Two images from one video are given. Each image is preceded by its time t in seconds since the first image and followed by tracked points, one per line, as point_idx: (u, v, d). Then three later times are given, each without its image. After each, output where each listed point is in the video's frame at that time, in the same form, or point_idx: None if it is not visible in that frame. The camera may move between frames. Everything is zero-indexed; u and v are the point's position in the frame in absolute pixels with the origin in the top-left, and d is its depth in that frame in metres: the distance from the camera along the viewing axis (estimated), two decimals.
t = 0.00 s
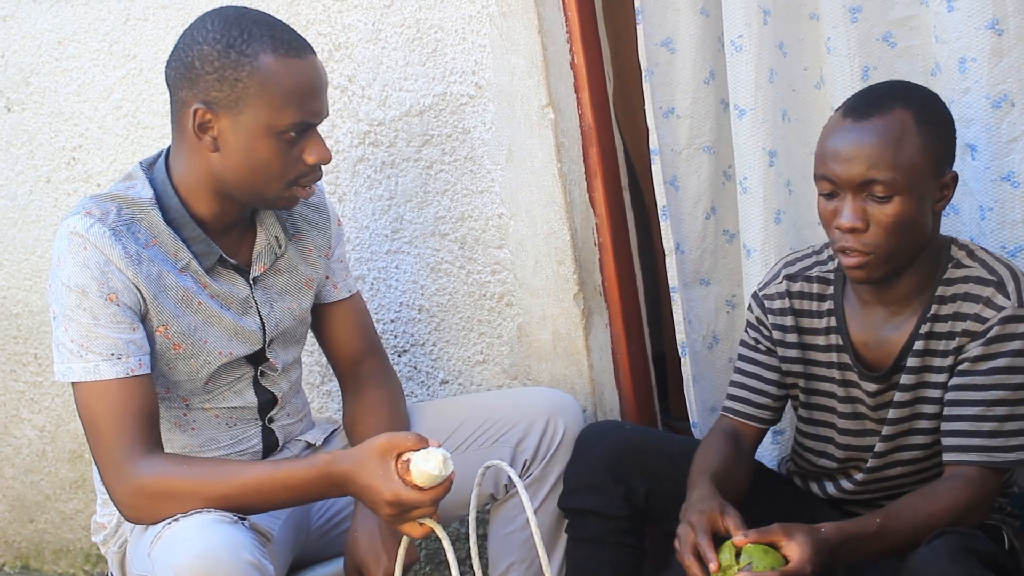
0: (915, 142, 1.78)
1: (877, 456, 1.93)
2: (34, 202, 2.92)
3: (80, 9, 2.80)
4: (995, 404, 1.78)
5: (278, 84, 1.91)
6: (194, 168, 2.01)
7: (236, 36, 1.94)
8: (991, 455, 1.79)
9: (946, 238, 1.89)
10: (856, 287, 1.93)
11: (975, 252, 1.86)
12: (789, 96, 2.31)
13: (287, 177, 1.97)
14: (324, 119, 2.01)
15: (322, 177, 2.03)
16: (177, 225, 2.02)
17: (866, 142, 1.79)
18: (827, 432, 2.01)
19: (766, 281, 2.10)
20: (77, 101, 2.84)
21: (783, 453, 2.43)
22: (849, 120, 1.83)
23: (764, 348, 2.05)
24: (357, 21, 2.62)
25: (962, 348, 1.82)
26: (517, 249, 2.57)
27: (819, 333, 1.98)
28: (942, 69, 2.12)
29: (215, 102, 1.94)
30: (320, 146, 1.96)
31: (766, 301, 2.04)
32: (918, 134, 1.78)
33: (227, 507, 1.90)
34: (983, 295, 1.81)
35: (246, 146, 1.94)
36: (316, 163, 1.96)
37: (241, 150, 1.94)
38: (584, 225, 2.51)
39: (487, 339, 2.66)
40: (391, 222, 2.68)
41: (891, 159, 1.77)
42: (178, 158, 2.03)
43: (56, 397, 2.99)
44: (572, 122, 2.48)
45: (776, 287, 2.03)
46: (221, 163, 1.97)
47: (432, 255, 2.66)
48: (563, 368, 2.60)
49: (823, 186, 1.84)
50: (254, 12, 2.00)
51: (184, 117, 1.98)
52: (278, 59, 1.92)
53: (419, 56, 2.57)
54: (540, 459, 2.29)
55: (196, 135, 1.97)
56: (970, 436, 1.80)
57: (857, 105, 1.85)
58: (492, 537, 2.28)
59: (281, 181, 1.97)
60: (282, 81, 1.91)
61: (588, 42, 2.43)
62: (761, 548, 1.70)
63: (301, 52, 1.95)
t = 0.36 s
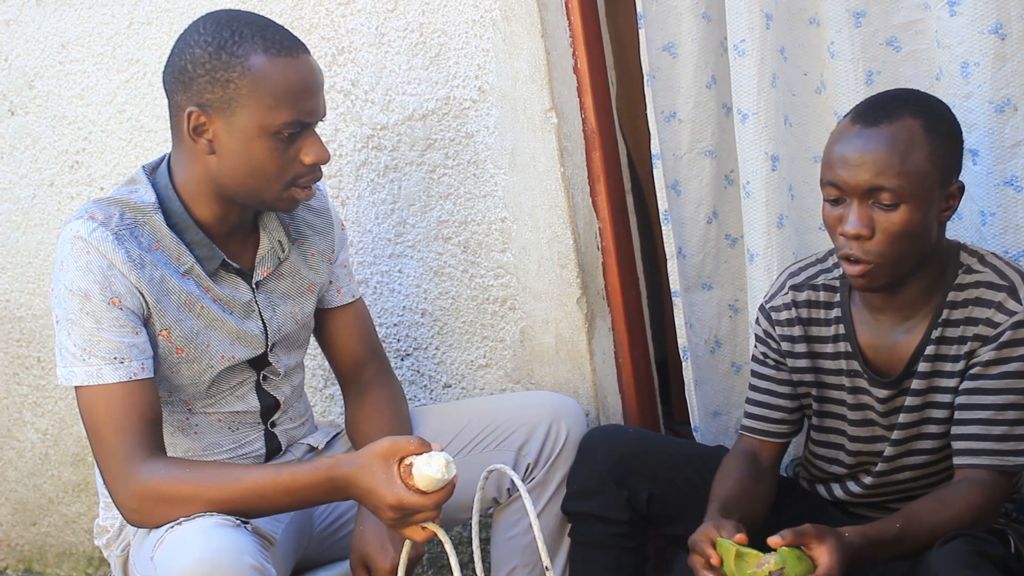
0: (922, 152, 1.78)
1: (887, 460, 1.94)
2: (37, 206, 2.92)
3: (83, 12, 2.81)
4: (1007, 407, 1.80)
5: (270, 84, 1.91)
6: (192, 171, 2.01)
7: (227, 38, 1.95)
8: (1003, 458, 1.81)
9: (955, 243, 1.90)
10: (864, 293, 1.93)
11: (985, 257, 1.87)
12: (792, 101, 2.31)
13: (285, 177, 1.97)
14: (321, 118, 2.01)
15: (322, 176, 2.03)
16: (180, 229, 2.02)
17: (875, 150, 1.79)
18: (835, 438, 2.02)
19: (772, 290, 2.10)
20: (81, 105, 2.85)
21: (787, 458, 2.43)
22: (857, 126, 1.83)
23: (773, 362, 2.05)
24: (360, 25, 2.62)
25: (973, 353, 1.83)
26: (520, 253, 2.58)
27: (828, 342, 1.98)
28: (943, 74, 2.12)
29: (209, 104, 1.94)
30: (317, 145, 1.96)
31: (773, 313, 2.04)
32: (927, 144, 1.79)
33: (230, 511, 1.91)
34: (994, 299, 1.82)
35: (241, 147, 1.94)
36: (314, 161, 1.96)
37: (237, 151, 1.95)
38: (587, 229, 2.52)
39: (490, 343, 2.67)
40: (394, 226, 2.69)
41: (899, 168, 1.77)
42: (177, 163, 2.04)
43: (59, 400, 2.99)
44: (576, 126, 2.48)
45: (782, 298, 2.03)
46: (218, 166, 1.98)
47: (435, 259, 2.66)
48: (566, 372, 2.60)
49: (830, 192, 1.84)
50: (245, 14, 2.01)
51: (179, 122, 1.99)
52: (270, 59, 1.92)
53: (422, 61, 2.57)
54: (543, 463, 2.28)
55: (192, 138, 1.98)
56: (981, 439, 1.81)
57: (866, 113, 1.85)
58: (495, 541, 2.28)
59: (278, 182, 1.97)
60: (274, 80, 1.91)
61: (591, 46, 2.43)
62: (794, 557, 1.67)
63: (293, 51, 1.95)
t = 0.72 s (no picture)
0: (918, 136, 1.84)
1: (887, 459, 1.96)
2: (42, 203, 2.92)
3: (89, 11, 2.81)
4: (1012, 409, 1.81)
5: (270, 78, 1.92)
6: (196, 168, 2.02)
7: (226, 33, 1.96)
8: (1008, 460, 1.82)
9: (961, 243, 1.91)
10: (867, 288, 1.95)
11: (991, 257, 1.88)
12: (799, 99, 2.31)
13: (287, 171, 1.96)
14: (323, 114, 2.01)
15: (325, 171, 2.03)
16: (184, 226, 2.02)
17: (868, 129, 1.86)
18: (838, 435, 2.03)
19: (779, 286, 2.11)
20: (87, 103, 2.85)
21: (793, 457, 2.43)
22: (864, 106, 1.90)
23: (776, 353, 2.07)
24: (366, 23, 2.62)
25: (977, 354, 1.84)
26: (526, 251, 2.58)
27: (832, 336, 2.00)
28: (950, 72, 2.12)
29: (209, 100, 1.95)
30: (319, 139, 1.96)
31: (779, 305, 2.05)
32: (926, 132, 1.84)
33: (235, 508, 1.91)
34: (998, 299, 1.83)
35: (242, 142, 1.94)
36: (316, 155, 1.96)
37: (237, 146, 1.95)
38: (593, 227, 2.52)
39: (495, 341, 2.67)
40: (399, 224, 2.69)
41: (887, 147, 1.84)
42: (180, 162, 2.05)
43: (65, 397, 2.99)
44: (581, 124, 2.48)
45: (790, 290, 2.04)
46: (220, 162, 1.98)
47: (441, 257, 2.66)
48: (572, 370, 2.60)
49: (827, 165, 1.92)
50: (245, 10, 2.02)
51: (182, 119, 2.00)
52: (269, 53, 1.93)
53: (428, 59, 2.57)
54: (548, 461, 2.28)
55: (194, 134, 1.99)
56: (987, 441, 1.83)
57: (878, 97, 1.91)
58: (500, 539, 2.28)
59: (280, 176, 1.97)
60: (273, 74, 1.92)
61: (597, 45, 2.43)
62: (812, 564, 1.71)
63: (293, 45, 1.95)
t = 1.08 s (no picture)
0: (930, 107, 1.93)
1: (908, 433, 1.96)
2: (47, 202, 2.92)
3: (93, 10, 2.81)
4: (1018, 384, 1.81)
5: (263, 69, 1.92)
6: (195, 163, 2.02)
7: (219, 27, 1.97)
8: (1013, 434, 1.81)
9: (982, 229, 1.95)
10: (885, 259, 2.03)
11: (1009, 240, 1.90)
12: (803, 98, 2.32)
13: (284, 162, 1.96)
14: (319, 105, 2.01)
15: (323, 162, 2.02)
16: (187, 224, 2.02)
17: (884, 99, 1.96)
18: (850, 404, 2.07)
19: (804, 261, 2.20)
20: (91, 102, 2.85)
21: (795, 455, 2.40)
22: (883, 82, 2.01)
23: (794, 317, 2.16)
24: (370, 22, 2.62)
25: (988, 329, 1.85)
26: (531, 250, 2.58)
27: (849, 304, 2.07)
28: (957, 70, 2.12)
29: (204, 93, 1.96)
30: (315, 129, 1.96)
31: (801, 271, 2.15)
32: (939, 102, 1.93)
33: (242, 507, 1.91)
34: (1010, 278, 1.84)
35: (237, 134, 1.94)
36: (313, 145, 1.95)
37: (234, 139, 1.95)
38: (599, 226, 2.52)
39: (500, 339, 2.67)
40: (404, 223, 2.69)
41: (901, 116, 1.94)
42: (181, 159, 2.05)
43: (70, 396, 3.00)
44: (587, 122, 2.48)
45: (812, 259, 2.14)
46: (217, 155, 1.98)
47: (446, 256, 2.66)
48: (577, 369, 2.61)
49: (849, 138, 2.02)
50: (235, 4, 2.02)
51: (178, 114, 2.00)
52: (262, 45, 1.93)
53: (433, 58, 2.57)
54: (554, 460, 2.27)
55: (191, 129, 1.99)
56: (990, 414, 1.82)
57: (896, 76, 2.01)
58: (506, 537, 2.29)
59: (278, 166, 1.96)
60: (266, 65, 1.92)
61: (602, 42, 2.42)
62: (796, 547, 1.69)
63: (286, 36, 1.95)
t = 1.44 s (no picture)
0: (928, 101, 1.97)
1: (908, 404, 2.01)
2: (53, 200, 2.92)
3: (99, 7, 2.81)
4: (1018, 342, 1.84)
5: (255, 60, 1.91)
6: (190, 156, 2.02)
7: (211, 18, 1.97)
8: (1015, 388, 1.82)
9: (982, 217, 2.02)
10: (890, 250, 2.08)
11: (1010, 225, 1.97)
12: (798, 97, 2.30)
13: (277, 153, 1.95)
14: (312, 96, 2.00)
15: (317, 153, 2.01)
16: (185, 219, 2.02)
17: (884, 97, 1.99)
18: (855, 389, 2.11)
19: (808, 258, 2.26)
20: (97, 99, 2.85)
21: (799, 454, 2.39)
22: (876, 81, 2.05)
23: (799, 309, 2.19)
24: (376, 19, 2.62)
25: (991, 297, 1.91)
26: (536, 248, 2.57)
27: (854, 294, 2.12)
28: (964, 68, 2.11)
29: (198, 84, 1.95)
30: (308, 120, 1.95)
31: (806, 266, 2.19)
32: (937, 96, 1.98)
33: (245, 504, 1.90)
34: (1012, 250, 1.91)
35: (230, 125, 1.94)
36: (306, 137, 1.95)
37: (226, 129, 1.94)
38: (604, 224, 2.50)
39: (506, 337, 2.67)
40: (410, 220, 2.69)
41: (903, 112, 1.98)
42: (178, 153, 2.05)
43: (75, 394, 2.99)
44: (592, 120, 2.46)
45: (815, 255, 2.19)
46: (212, 147, 1.98)
47: (451, 253, 2.66)
48: (582, 367, 2.60)
49: (850, 137, 2.05)
50: None
51: (172, 106, 1.99)
52: (254, 36, 1.93)
53: (438, 55, 2.57)
54: (559, 458, 2.26)
55: (184, 121, 1.98)
56: (994, 368, 1.84)
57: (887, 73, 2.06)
58: (511, 535, 2.28)
59: (272, 158, 1.96)
60: (257, 56, 1.91)
61: (608, 41, 2.41)
62: (776, 467, 1.73)
63: (278, 28, 1.95)
